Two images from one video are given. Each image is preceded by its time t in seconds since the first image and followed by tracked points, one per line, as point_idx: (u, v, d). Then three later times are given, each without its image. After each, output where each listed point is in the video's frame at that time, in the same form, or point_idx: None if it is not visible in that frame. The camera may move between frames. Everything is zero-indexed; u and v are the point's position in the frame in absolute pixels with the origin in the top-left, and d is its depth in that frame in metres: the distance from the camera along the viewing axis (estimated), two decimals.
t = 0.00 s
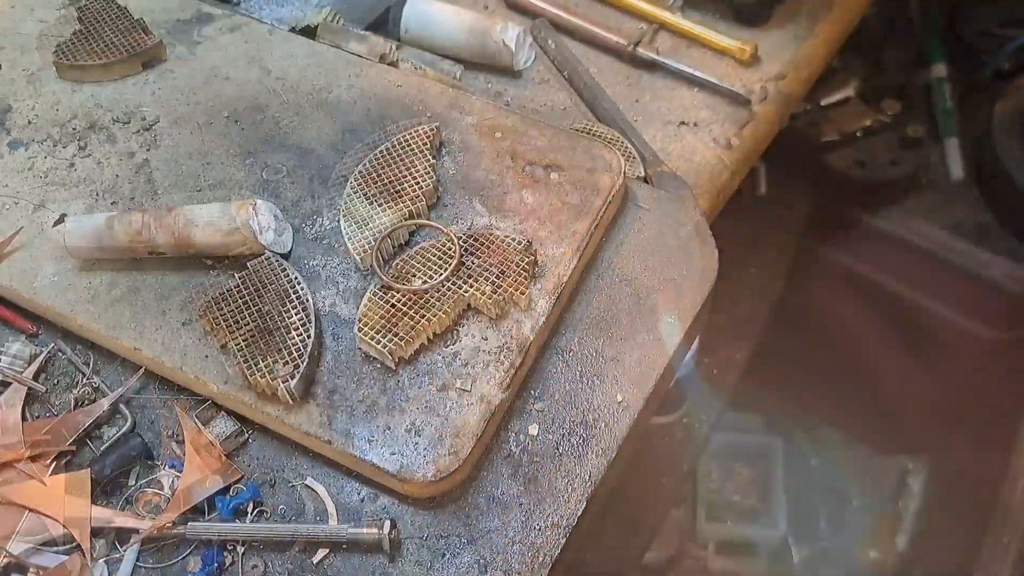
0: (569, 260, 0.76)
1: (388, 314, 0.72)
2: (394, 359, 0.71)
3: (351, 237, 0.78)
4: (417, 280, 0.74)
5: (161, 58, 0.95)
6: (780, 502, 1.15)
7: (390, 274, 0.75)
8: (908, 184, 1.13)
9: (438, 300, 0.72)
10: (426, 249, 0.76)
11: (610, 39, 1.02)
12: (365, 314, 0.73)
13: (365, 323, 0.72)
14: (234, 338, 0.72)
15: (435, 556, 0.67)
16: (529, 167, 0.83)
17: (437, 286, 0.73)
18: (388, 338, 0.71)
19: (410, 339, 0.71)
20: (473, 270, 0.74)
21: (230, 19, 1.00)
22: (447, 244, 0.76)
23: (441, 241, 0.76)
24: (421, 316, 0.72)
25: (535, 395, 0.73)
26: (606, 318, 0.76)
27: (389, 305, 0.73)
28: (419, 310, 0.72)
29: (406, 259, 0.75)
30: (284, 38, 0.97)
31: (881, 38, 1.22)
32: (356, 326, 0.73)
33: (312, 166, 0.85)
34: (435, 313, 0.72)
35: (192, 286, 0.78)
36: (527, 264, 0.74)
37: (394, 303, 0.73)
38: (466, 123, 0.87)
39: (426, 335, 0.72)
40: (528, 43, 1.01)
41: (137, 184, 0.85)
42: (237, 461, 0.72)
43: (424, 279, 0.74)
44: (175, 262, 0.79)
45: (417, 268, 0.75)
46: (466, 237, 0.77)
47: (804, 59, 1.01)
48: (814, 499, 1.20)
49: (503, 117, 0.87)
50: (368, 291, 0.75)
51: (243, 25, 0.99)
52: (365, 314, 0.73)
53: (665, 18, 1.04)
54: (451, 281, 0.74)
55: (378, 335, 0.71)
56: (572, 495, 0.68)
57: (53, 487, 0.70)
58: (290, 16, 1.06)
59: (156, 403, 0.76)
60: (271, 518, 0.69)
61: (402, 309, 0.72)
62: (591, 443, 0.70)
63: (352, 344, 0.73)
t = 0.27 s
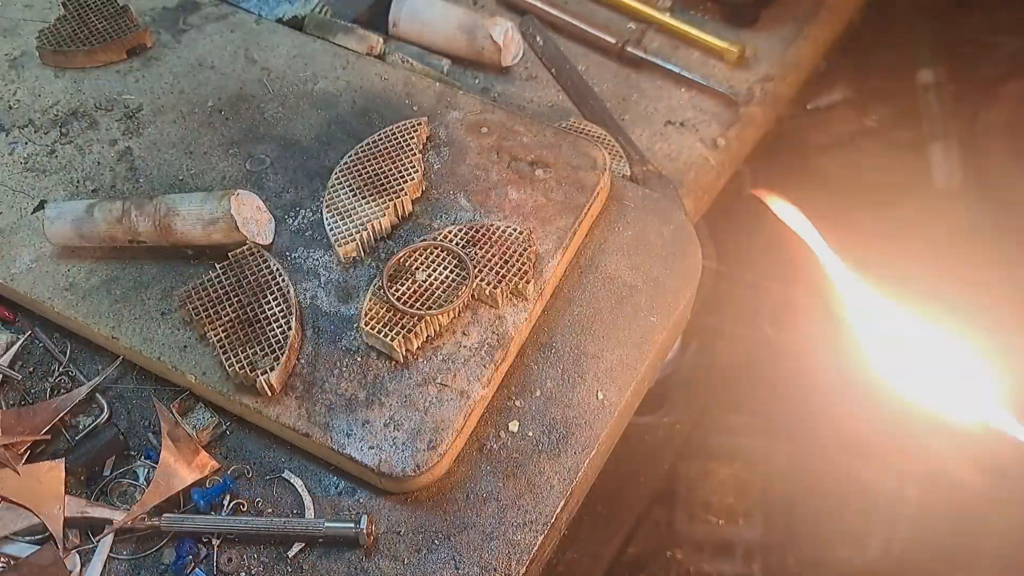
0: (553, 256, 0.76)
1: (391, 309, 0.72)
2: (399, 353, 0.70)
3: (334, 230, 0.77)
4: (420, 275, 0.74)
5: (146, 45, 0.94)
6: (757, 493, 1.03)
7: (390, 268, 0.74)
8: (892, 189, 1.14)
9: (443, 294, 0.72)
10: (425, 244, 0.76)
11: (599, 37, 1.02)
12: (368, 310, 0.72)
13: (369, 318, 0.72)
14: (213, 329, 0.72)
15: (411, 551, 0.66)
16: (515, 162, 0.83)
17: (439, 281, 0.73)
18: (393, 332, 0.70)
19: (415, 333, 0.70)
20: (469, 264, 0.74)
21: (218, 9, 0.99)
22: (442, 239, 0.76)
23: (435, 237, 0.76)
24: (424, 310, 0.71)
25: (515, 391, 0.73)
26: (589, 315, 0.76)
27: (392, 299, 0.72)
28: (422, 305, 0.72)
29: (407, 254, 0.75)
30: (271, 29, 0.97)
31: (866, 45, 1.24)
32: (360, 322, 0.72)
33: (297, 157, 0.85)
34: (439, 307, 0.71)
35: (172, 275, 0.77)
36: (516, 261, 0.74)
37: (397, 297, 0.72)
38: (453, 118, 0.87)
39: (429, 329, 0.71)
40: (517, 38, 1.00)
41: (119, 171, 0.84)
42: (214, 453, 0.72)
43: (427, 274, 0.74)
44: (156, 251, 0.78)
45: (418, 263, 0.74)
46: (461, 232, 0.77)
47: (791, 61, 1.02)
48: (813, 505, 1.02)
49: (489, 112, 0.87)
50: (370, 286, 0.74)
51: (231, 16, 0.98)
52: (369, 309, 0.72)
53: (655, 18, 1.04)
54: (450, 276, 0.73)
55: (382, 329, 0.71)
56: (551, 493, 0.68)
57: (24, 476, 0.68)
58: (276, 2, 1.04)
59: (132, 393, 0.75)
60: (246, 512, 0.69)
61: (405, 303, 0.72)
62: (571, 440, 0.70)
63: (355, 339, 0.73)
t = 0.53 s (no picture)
0: (552, 256, 0.76)
1: (392, 309, 0.72)
2: (399, 353, 0.70)
3: (333, 229, 0.77)
4: (420, 275, 0.74)
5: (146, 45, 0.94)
6: (759, 501, 1.07)
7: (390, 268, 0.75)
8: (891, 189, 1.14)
9: (443, 294, 0.72)
10: (425, 244, 0.76)
11: (599, 37, 1.02)
12: (369, 310, 0.72)
13: (370, 318, 0.72)
14: (213, 329, 0.72)
15: (411, 550, 0.66)
16: (515, 162, 0.83)
17: (439, 280, 0.73)
18: (393, 332, 0.70)
19: (414, 332, 0.70)
20: (469, 264, 0.74)
21: (218, 9, 0.99)
22: (442, 239, 0.76)
23: (434, 237, 0.76)
24: (424, 310, 0.71)
25: (515, 391, 0.73)
26: (590, 316, 0.76)
27: (392, 299, 0.72)
28: (422, 305, 0.72)
29: (407, 254, 0.75)
30: (271, 30, 0.97)
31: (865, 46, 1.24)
32: (360, 321, 0.72)
33: (297, 157, 0.85)
34: (439, 306, 0.71)
35: (172, 275, 0.77)
36: (516, 260, 0.74)
37: (397, 297, 0.72)
38: (453, 118, 0.87)
39: (428, 329, 0.72)
40: (517, 40, 1.00)
41: (118, 171, 0.84)
42: (214, 453, 0.72)
43: (427, 273, 0.74)
44: (156, 251, 0.78)
45: (418, 263, 0.74)
46: (461, 232, 0.77)
47: (792, 60, 1.02)
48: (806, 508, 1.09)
49: (489, 112, 0.87)
50: (371, 286, 0.74)
51: (231, 16, 0.98)
52: (369, 309, 0.72)
53: (654, 18, 1.04)
54: (450, 276, 0.73)
55: (383, 329, 0.71)
56: (550, 493, 0.68)
57: (25, 476, 0.68)
58: (276, 2, 1.04)
59: (132, 393, 0.75)
60: (246, 511, 0.69)
61: (405, 303, 0.72)
62: (571, 441, 0.70)
63: (355, 339, 0.73)
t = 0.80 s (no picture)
0: (553, 256, 0.76)
1: (392, 309, 0.72)
2: (399, 353, 0.70)
3: (333, 229, 0.78)
4: (420, 274, 0.74)
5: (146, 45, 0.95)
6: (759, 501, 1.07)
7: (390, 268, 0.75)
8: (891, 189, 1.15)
9: (442, 294, 0.72)
10: (424, 243, 0.76)
11: (599, 37, 1.02)
12: (369, 310, 0.72)
13: (370, 317, 0.72)
14: (213, 329, 0.72)
15: (411, 550, 0.66)
16: (515, 162, 0.83)
17: (439, 280, 0.73)
18: (393, 331, 0.70)
19: (414, 332, 0.71)
20: (468, 264, 0.74)
21: (218, 9, 1.00)
22: (442, 239, 0.76)
23: (434, 237, 0.76)
24: (424, 310, 0.71)
25: (515, 391, 0.73)
26: (589, 315, 0.76)
27: (392, 299, 0.72)
28: (421, 304, 0.72)
29: (407, 254, 0.75)
30: (272, 30, 0.97)
31: (865, 46, 1.24)
32: (360, 321, 0.72)
33: (298, 157, 0.85)
34: (439, 306, 0.72)
35: (172, 275, 0.77)
36: (516, 260, 0.74)
37: (397, 297, 0.72)
38: (453, 118, 0.87)
39: (428, 329, 0.72)
40: (517, 40, 1.00)
41: (119, 171, 0.85)
42: (214, 453, 0.72)
43: (427, 273, 0.74)
44: (156, 251, 0.79)
45: (418, 263, 0.75)
46: (461, 232, 0.77)
47: (792, 60, 1.02)
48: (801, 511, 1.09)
49: (489, 112, 0.87)
50: (371, 286, 0.74)
51: (231, 16, 0.99)
52: (370, 309, 0.72)
53: (654, 18, 1.04)
54: (450, 276, 0.74)
55: (382, 329, 0.71)
56: (550, 493, 0.68)
57: (25, 476, 0.68)
58: (276, 2, 1.04)
59: (132, 393, 0.75)
60: (246, 511, 0.69)
61: (406, 303, 0.72)
62: (571, 441, 0.70)
63: (355, 338, 0.73)
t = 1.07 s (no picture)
0: (553, 256, 0.76)
1: (391, 309, 0.72)
2: (399, 353, 0.70)
3: (334, 229, 0.78)
4: (420, 274, 0.74)
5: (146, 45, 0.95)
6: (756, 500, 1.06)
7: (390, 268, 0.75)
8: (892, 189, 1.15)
9: (442, 294, 0.72)
10: (425, 243, 0.76)
11: (599, 37, 1.02)
12: (369, 309, 0.72)
13: (370, 318, 0.72)
14: (213, 329, 0.72)
15: (411, 550, 0.66)
16: (515, 162, 0.83)
17: (438, 280, 0.73)
18: (393, 332, 0.70)
19: (413, 332, 0.70)
20: (468, 264, 0.74)
21: (218, 9, 1.00)
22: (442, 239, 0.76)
23: (434, 237, 0.76)
24: (423, 310, 0.71)
25: (515, 391, 0.73)
26: (589, 315, 0.76)
27: (391, 299, 0.72)
28: (421, 304, 0.72)
29: (407, 254, 0.75)
30: (272, 30, 0.97)
31: (866, 45, 1.24)
32: (360, 322, 0.72)
33: (298, 157, 0.85)
34: (438, 306, 0.72)
35: (172, 275, 0.77)
36: (516, 260, 0.74)
37: (397, 297, 0.72)
38: (453, 118, 0.87)
39: (428, 329, 0.72)
40: (517, 39, 1.01)
41: (119, 171, 0.85)
42: (215, 453, 0.72)
43: (427, 273, 0.74)
44: (156, 251, 0.79)
45: (418, 263, 0.75)
46: (461, 232, 0.77)
47: (791, 60, 1.02)
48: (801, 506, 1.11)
49: (489, 112, 0.87)
50: (371, 286, 0.74)
51: (231, 16, 0.99)
52: (369, 309, 0.72)
53: (654, 17, 1.04)
54: (450, 276, 0.74)
55: (383, 328, 0.71)
56: (550, 494, 0.68)
57: (25, 476, 0.68)
58: (276, 2, 1.04)
59: (132, 393, 0.75)
60: (246, 511, 0.69)
61: (405, 303, 0.72)
62: (571, 441, 0.70)
63: (355, 338, 0.73)
